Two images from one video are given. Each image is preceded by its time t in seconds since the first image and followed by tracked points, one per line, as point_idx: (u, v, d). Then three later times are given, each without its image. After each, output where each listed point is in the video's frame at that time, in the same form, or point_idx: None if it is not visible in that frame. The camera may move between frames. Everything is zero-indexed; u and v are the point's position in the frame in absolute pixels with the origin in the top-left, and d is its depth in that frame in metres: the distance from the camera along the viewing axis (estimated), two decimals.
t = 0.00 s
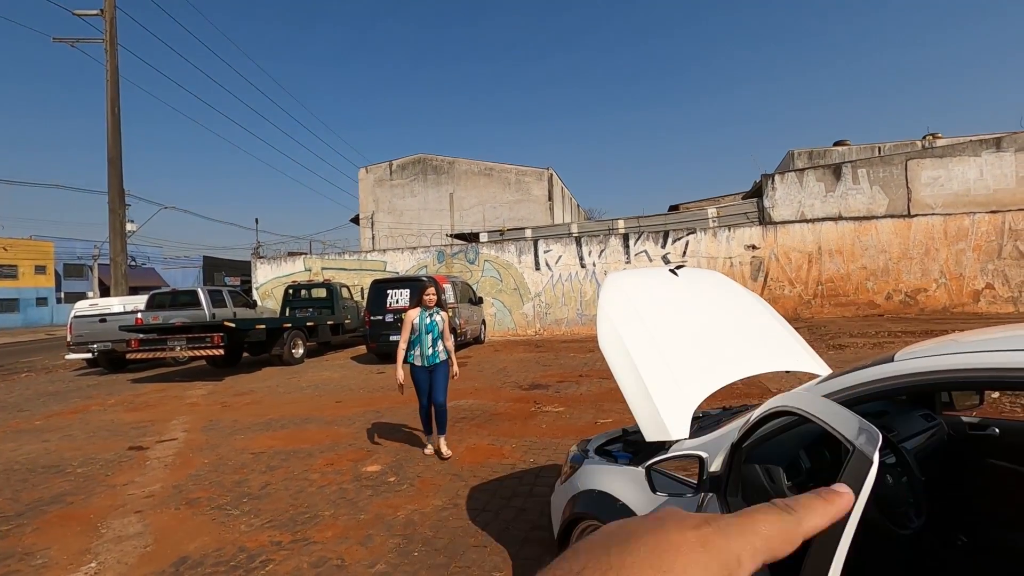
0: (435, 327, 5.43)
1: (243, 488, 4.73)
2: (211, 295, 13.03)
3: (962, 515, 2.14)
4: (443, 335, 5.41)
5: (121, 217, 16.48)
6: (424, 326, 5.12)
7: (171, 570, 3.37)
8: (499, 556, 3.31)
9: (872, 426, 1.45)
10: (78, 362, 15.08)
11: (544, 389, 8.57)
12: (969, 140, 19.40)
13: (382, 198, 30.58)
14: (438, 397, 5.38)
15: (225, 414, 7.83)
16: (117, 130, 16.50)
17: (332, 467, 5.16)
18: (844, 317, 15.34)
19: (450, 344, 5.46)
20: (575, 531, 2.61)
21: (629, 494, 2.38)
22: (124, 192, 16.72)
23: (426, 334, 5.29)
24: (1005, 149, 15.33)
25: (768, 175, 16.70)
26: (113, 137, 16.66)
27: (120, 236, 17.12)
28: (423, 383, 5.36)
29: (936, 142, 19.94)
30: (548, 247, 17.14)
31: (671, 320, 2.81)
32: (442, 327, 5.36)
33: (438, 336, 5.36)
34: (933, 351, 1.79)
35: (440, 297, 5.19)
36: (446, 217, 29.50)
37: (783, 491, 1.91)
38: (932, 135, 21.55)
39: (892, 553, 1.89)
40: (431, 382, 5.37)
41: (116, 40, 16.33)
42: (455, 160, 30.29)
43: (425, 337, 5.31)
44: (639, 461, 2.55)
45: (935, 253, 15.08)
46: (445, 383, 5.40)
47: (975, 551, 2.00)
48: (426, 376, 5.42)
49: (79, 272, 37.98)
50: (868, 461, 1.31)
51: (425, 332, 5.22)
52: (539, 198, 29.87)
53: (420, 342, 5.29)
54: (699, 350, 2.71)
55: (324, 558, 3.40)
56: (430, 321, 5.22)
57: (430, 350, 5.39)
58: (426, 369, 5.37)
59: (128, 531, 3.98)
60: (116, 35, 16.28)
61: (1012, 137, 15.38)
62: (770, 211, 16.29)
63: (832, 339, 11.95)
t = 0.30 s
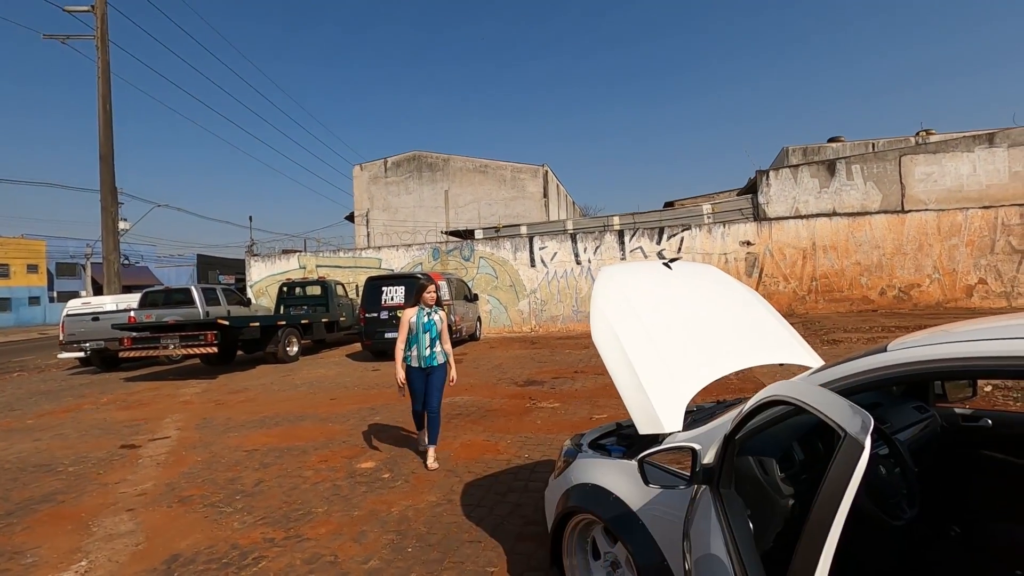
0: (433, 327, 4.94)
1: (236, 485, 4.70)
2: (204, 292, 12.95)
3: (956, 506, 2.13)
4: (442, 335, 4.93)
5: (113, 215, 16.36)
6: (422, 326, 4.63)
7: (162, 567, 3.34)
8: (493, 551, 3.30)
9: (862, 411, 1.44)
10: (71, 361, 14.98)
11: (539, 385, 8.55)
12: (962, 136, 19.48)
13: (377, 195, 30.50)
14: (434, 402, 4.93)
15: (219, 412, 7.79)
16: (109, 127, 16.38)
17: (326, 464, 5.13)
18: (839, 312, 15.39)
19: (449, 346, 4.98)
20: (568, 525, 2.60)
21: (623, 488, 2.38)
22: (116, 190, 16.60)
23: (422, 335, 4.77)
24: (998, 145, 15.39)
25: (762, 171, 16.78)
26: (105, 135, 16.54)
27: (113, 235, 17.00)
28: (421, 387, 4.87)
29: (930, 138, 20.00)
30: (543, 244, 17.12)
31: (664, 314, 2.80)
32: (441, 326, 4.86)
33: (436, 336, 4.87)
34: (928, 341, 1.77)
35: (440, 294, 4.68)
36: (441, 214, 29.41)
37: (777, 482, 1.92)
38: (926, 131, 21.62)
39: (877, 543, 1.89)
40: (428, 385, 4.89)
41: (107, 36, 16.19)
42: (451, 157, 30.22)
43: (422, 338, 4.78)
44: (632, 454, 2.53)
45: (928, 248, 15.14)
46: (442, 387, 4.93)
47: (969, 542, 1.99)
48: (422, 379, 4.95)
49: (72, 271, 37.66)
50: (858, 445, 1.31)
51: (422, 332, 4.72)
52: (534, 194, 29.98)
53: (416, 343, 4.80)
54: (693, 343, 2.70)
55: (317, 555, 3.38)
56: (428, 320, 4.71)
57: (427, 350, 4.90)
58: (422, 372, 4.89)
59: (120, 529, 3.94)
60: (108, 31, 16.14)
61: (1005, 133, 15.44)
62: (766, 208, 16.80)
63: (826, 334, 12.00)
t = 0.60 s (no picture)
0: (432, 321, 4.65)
1: (228, 482, 4.69)
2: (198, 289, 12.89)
3: (944, 498, 2.14)
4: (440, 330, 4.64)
5: (106, 212, 16.26)
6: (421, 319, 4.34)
7: (153, 564, 3.32)
8: (485, 546, 3.30)
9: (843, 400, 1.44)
10: (64, 359, 14.90)
11: (534, 381, 8.56)
12: (956, 131, 19.53)
13: (372, 192, 30.41)
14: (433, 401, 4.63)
15: (212, 409, 7.76)
16: (101, 124, 16.26)
17: (319, 460, 5.12)
18: (833, 307, 15.44)
19: (448, 343, 4.70)
20: (559, 519, 2.59)
21: (612, 481, 2.37)
22: (109, 187, 16.48)
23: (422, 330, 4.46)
24: (991, 140, 15.44)
25: (757, 167, 16.82)
26: (97, 131, 16.41)
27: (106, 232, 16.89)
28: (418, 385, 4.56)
29: (923, 133, 20.07)
30: (538, 240, 17.10)
31: (655, 309, 2.79)
32: (440, 321, 4.58)
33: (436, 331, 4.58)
34: (917, 332, 1.77)
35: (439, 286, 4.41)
36: (436, 210, 29.34)
37: (765, 474, 1.93)
38: (920, 126, 21.67)
39: (860, 532, 1.91)
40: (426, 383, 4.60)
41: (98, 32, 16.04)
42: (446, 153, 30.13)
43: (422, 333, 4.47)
44: (623, 448, 2.54)
45: (922, 243, 15.21)
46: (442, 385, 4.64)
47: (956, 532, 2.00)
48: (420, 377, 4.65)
49: (65, 269, 37.39)
50: (838, 434, 1.31)
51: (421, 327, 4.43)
52: (530, 190, 30.00)
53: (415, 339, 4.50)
54: (684, 338, 2.69)
55: (309, 551, 3.37)
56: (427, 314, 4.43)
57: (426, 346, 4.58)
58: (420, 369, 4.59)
59: (111, 526, 3.93)
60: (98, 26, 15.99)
61: (998, 128, 15.49)
62: (760, 203, 16.60)
63: (820, 329, 12.05)
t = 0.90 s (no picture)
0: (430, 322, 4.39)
1: (225, 477, 4.70)
2: (194, 286, 12.85)
3: (934, 487, 2.16)
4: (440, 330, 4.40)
5: (101, 209, 16.18)
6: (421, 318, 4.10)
7: (150, 559, 3.33)
8: (481, 539, 3.32)
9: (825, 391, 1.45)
10: (61, 356, 14.88)
11: (530, 375, 8.58)
12: (952, 123, 19.53)
13: (368, 187, 30.33)
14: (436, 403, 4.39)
15: (209, 405, 7.76)
16: (95, 119, 16.15)
17: (315, 455, 5.13)
18: (829, 300, 15.51)
19: (448, 342, 4.46)
20: (553, 511, 2.61)
21: (605, 473, 2.39)
22: (103, 183, 16.39)
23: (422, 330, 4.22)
24: (987, 132, 15.45)
25: (753, 160, 16.84)
26: (91, 127, 16.31)
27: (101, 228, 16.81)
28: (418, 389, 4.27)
29: (919, 126, 20.09)
30: (535, 235, 17.10)
31: (649, 301, 2.81)
32: (440, 320, 4.34)
33: (435, 330, 4.34)
34: (907, 323, 1.77)
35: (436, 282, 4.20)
36: (433, 206, 29.27)
37: (756, 466, 1.94)
38: (916, 119, 21.68)
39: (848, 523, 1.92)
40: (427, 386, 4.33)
41: (91, 27, 15.90)
42: (442, 147, 30.04)
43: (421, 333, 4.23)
44: (616, 439, 2.55)
45: (917, 236, 15.27)
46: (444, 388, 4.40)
47: (944, 520, 2.02)
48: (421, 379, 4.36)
49: (61, 266, 37.16)
50: (818, 423, 1.31)
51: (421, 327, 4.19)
52: (527, 184, 29.98)
53: (414, 340, 4.24)
54: (676, 330, 2.71)
55: (306, 545, 3.38)
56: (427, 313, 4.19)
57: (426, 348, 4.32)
58: (421, 372, 4.33)
59: (107, 522, 3.93)
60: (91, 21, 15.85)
61: (993, 120, 15.50)
62: (757, 196, 16.51)
63: (816, 322, 12.10)
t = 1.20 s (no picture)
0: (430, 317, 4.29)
1: (221, 474, 4.70)
2: (189, 282, 12.81)
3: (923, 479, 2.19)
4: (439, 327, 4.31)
5: (95, 205, 16.10)
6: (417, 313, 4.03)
7: (146, 556, 3.34)
8: (476, 533, 3.34)
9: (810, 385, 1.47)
10: (55, 354, 14.81)
11: (526, 370, 8.60)
12: (946, 118, 19.60)
13: (364, 183, 30.25)
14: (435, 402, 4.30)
15: (205, 402, 7.76)
16: (87, 115, 16.03)
17: (312, 451, 5.14)
18: (823, 295, 15.58)
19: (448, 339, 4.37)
20: (547, 506, 2.62)
21: (599, 467, 2.41)
22: (97, 179, 16.29)
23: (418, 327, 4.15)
24: (980, 127, 15.51)
25: (748, 155, 16.87)
26: (83, 123, 16.19)
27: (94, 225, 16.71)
28: (417, 386, 4.24)
29: (913, 120, 20.16)
30: (531, 230, 17.11)
31: (642, 295, 2.82)
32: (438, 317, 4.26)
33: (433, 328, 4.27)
34: (897, 318, 1.79)
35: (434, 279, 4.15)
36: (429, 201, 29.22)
37: (747, 459, 1.95)
38: (910, 113, 21.75)
39: (838, 514, 1.94)
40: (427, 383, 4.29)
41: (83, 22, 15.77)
42: (438, 143, 29.97)
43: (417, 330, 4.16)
44: (610, 434, 2.57)
45: (911, 230, 15.34)
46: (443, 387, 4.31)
47: (933, 511, 2.04)
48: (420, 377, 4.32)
49: (54, 263, 36.88)
50: (801, 417, 1.33)
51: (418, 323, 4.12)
52: (523, 180, 29.98)
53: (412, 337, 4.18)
54: (669, 324, 2.72)
55: (302, 540, 3.39)
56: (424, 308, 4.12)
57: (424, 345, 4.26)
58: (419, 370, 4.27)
59: (103, 519, 3.93)
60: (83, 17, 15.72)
61: (986, 115, 15.56)
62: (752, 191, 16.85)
63: (811, 316, 12.16)
